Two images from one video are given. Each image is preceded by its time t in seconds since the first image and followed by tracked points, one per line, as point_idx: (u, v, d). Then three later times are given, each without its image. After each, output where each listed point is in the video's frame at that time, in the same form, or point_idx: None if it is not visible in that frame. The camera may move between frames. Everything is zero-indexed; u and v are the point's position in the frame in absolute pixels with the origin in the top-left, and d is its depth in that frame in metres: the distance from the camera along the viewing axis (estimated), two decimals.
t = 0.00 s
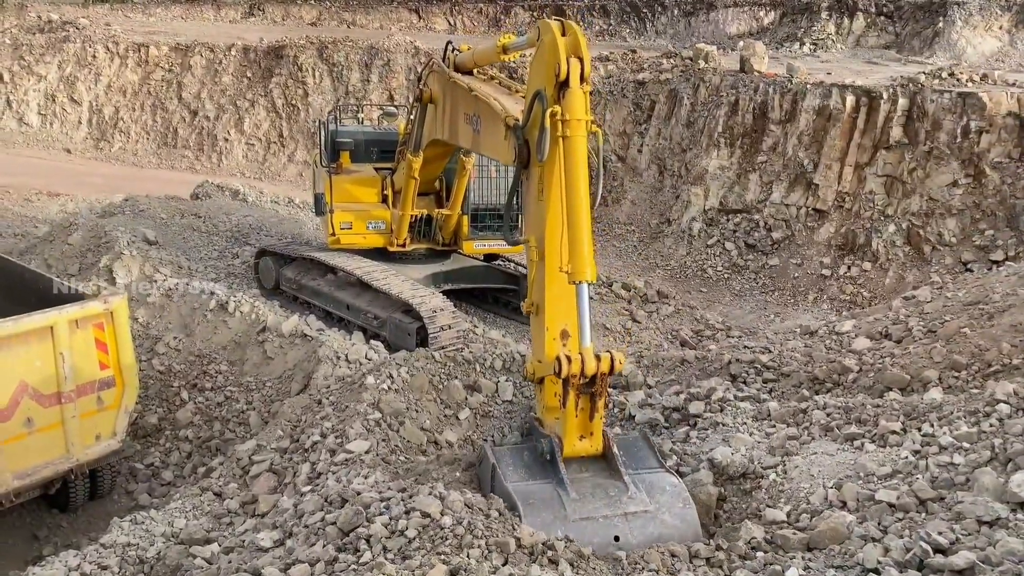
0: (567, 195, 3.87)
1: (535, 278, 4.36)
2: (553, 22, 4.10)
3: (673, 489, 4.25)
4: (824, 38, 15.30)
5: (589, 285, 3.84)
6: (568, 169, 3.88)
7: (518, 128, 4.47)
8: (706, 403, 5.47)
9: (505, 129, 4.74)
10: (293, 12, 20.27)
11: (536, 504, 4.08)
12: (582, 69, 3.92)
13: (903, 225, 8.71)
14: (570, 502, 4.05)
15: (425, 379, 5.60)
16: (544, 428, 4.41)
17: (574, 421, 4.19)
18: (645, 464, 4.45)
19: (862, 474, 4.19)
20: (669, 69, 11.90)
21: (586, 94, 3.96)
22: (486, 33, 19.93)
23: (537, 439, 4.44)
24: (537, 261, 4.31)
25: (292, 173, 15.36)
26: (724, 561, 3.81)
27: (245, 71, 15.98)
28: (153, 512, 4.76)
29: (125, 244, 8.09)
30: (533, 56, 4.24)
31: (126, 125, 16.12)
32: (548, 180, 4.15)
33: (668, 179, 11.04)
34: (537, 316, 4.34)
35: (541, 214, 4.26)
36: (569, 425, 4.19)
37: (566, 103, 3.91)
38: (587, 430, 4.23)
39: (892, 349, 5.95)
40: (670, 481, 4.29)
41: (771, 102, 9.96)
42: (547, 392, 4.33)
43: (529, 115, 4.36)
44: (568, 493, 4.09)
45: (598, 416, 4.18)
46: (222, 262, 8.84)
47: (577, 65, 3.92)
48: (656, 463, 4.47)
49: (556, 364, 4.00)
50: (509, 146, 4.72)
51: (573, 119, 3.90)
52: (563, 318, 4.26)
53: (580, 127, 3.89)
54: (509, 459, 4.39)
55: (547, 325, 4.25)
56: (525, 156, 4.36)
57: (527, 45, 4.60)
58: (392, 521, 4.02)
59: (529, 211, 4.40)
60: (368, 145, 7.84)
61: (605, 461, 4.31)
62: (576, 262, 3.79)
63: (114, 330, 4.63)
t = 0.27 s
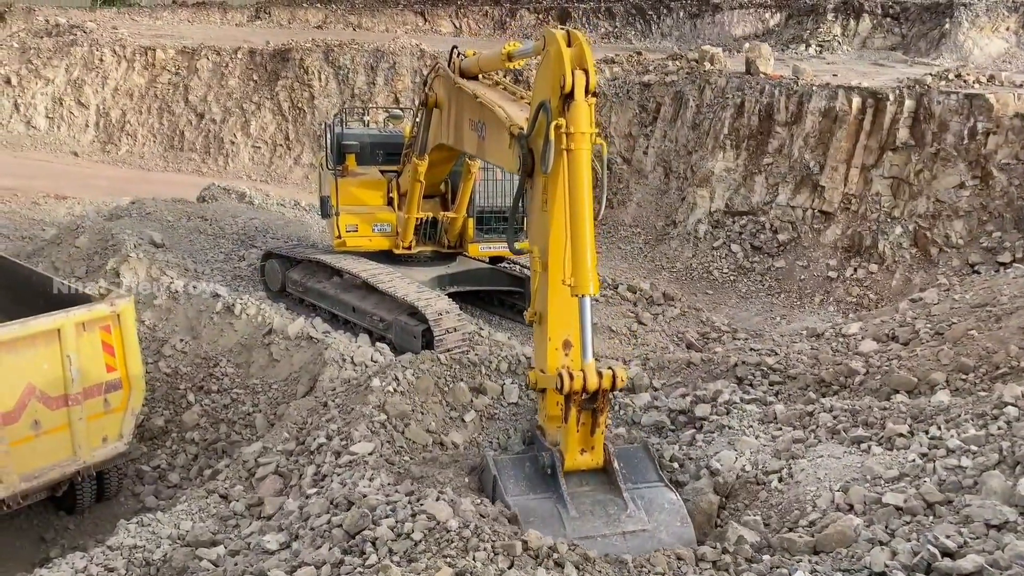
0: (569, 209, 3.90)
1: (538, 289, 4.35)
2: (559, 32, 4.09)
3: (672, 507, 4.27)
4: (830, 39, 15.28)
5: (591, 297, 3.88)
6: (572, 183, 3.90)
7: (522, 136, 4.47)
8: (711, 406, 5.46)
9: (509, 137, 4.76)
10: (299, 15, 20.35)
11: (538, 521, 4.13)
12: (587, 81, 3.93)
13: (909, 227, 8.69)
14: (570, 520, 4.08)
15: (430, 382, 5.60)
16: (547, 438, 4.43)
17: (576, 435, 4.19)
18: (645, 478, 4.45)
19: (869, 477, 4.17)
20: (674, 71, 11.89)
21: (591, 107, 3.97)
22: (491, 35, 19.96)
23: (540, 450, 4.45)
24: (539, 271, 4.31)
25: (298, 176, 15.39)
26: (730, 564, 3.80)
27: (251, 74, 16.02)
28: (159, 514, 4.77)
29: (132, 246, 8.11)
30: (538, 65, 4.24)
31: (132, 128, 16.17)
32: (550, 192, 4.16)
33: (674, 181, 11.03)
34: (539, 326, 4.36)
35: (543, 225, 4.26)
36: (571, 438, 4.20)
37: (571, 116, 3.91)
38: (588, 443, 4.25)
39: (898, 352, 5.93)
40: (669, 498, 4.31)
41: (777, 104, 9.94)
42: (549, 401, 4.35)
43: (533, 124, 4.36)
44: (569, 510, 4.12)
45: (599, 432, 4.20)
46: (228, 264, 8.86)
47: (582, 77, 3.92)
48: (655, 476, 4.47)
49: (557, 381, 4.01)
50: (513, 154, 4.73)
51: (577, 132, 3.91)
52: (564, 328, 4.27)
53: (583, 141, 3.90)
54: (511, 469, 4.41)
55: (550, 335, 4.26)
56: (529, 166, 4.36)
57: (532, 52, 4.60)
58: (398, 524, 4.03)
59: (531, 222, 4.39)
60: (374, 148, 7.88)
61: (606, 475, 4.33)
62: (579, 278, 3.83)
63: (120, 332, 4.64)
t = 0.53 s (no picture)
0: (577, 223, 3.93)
1: (541, 294, 4.31)
2: (563, 38, 4.09)
3: (673, 520, 4.23)
4: (836, 42, 15.26)
5: (594, 305, 3.99)
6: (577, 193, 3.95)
7: (526, 142, 4.46)
8: (717, 409, 5.45)
9: (513, 143, 4.78)
10: (304, 19, 20.41)
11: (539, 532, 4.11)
12: (591, 88, 3.92)
13: (915, 229, 8.67)
14: (570, 534, 4.05)
15: (435, 385, 5.60)
16: (548, 443, 4.39)
17: (579, 445, 4.16)
18: (646, 489, 4.41)
19: (876, 481, 4.15)
20: (679, 73, 11.88)
21: (595, 114, 3.98)
22: (496, 38, 20.00)
23: (541, 457, 4.40)
24: (543, 277, 4.28)
25: (304, 179, 15.43)
26: (736, 568, 3.83)
27: (256, 78, 16.06)
28: (165, 517, 4.78)
29: (138, 250, 8.14)
30: (542, 71, 4.24)
31: (139, 131, 16.23)
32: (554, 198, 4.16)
33: (679, 184, 11.02)
34: (543, 331, 4.34)
35: (547, 231, 4.25)
36: (574, 448, 4.17)
37: (575, 123, 3.93)
38: (591, 453, 4.22)
39: (905, 354, 5.91)
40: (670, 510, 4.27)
41: (782, 106, 9.93)
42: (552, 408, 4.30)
43: (537, 129, 4.35)
44: (569, 524, 4.09)
45: (602, 441, 4.18)
46: (233, 268, 8.88)
47: (587, 84, 3.92)
48: (657, 487, 4.43)
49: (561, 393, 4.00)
50: (517, 159, 4.75)
51: (581, 140, 3.94)
52: (568, 334, 4.22)
53: (587, 149, 3.93)
54: (513, 478, 4.39)
55: (554, 340, 4.23)
56: (533, 172, 4.36)
57: (536, 58, 4.62)
58: (404, 527, 4.04)
59: (535, 227, 4.38)
60: (380, 151, 7.92)
61: (608, 484, 4.30)
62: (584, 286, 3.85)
63: (127, 336, 4.65)
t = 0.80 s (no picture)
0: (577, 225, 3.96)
1: (544, 300, 4.32)
2: (565, 46, 4.09)
3: (671, 532, 4.24)
4: (839, 44, 15.25)
5: (596, 313, 3.96)
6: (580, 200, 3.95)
7: (528, 148, 4.46)
8: (722, 412, 5.44)
9: (516, 149, 4.77)
10: (308, 23, 20.47)
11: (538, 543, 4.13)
12: (593, 97, 3.91)
13: (920, 232, 8.65)
14: (570, 547, 4.08)
15: (439, 388, 5.60)
16: (550, 451, 4.39)
17: (580, 456, 4.13)
18: (645, 500, 4.43)
19: (881, 484, 4.13)
20: (683, 76, 11.88)
21: (598, 122, 3.97)
22: (500, 41, 20.03)
23: (544, 464, 4.43)
24: (545, 284, 4.30)
25: (308, 183, 15.44)
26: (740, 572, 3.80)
27: (260, 82, 16.09)
28: (169, 521, 4.78)
29: (143, 253, 8.15)
30: (545, 78, 4.23)
31: (143, 136, 16.28)
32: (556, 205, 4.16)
33: (683, 186, 11.02)
34: (545, 338, 4.34)
35: (549, 238, 4.24)
36: (574, 459, 4.13)
37: (578, 132, 3.91)
38: (592, 463, 4.18)
39: (910, 357, 5.90)
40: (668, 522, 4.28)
41: (786, 108, 9.91)
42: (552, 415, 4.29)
43: (540, 136, 4.35)
44: (568, 537, 4.10)
45: (602, 452, 4.15)
46: (238, 271, 8.90)
47: (589, 93, 3.91)
48: (655, 497, 4.46)
49: (561, 404, 4.00)
50: (520, 165, 4.74)
51: (584, 149, 3.92)
52: (570, 341, 4.24)
53: (590, 156, 3.92)
54: (513, 489, 4.40)
55: (555, 347, 4.23)
56: (535, 178, 4.35)
57: (539, 64, 4.60)
58: (408, 531, 4.04)
59: (537, 235, 4.37)
60: (383, 154, 7.92)
61: (608, 494, 4.28)
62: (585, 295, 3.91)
63: (131, 339, 4.65)
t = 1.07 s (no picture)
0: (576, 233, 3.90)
1: (545, 307, 4.34)
2: (570, 55, 4.07)
3: (667, 545, 4.31)
4: (841, 46, 15.24)
5: (596, 325, 3.90)
6: (580, 208, 3.88)
7: (531, 155, 4.45)
8: (724, 415, 5.43)
9: (518, 154, 4.75)
10: (310, 26, 20.51)
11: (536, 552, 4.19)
12: (597, 106, 3.87)
13: (922, 234, 8.63)
14: (567, 558, 4.12)
15: (441, 391, 5.60)
16: (550, 457, 4.44)
17: (579, 466, 4.16)
18: (641, 510, 4.50)
19: (884, 487, 4.12)
20: (685, 79, 11.87)
21: (600, 132, 3.92)
22: (502, 44, 20.04)
23: (544, 471, 4.46)
24: (546, 293, 4.30)
25: (310, 186, 15.45)
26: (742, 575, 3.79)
27: (263, 84, 16.11)
28: (171, 523, 4.77)
29: (145, 256, 8.16)
30: (549, 85, 4.22)
31: (145, 139, 16.30)
32: (558, 213, 4.15)
33: (685, 189, 11.01)
34: (545, 344, 4.35)
35: (551, 246, 4.25)
36: (573, 468, 4.17)
37: (579, 142, 3.88)
38: (591, 473, 4.23)
39: (913, 360, 5.89)
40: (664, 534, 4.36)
41: (788, 110, 9.91)
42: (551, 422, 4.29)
43: (543, 142, 4.34)
44: (566, 548, 4.14)
45: (602, 464, 4.19)
46: (240, 274, 8.90)
47: (592, 102, 3.87)
48: (653, 507, 4.52)
49: (561, 416, 3.99)
50: (522, 171, 4.73)
51: (585, 159, 3.87)
52: (570, 350, 4.24)
53: (592, 167, 3.87)
54: (512, 497, 4.46)
55: (555, 355, 4.24)
56: (538, 184, 4.34)
57: (542, 71, 4.59)
58: (410, 534, 4.04)
59: (540, 243, 4.36)
60: (385, 157, 7.90)
61: (606, 504, 4.34)
62: (586, 305, 3.84)
63: (133, 342, 4.64)
